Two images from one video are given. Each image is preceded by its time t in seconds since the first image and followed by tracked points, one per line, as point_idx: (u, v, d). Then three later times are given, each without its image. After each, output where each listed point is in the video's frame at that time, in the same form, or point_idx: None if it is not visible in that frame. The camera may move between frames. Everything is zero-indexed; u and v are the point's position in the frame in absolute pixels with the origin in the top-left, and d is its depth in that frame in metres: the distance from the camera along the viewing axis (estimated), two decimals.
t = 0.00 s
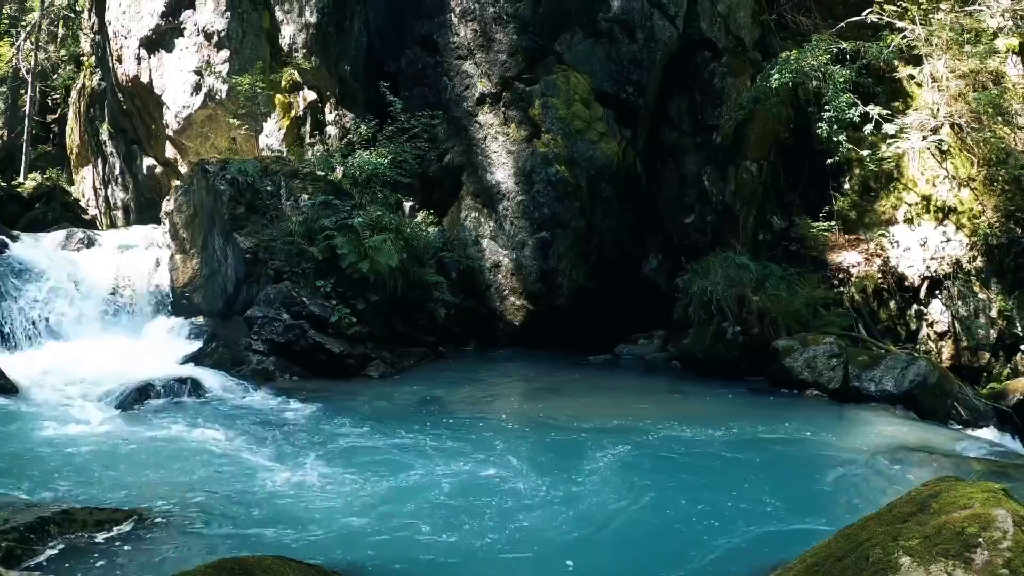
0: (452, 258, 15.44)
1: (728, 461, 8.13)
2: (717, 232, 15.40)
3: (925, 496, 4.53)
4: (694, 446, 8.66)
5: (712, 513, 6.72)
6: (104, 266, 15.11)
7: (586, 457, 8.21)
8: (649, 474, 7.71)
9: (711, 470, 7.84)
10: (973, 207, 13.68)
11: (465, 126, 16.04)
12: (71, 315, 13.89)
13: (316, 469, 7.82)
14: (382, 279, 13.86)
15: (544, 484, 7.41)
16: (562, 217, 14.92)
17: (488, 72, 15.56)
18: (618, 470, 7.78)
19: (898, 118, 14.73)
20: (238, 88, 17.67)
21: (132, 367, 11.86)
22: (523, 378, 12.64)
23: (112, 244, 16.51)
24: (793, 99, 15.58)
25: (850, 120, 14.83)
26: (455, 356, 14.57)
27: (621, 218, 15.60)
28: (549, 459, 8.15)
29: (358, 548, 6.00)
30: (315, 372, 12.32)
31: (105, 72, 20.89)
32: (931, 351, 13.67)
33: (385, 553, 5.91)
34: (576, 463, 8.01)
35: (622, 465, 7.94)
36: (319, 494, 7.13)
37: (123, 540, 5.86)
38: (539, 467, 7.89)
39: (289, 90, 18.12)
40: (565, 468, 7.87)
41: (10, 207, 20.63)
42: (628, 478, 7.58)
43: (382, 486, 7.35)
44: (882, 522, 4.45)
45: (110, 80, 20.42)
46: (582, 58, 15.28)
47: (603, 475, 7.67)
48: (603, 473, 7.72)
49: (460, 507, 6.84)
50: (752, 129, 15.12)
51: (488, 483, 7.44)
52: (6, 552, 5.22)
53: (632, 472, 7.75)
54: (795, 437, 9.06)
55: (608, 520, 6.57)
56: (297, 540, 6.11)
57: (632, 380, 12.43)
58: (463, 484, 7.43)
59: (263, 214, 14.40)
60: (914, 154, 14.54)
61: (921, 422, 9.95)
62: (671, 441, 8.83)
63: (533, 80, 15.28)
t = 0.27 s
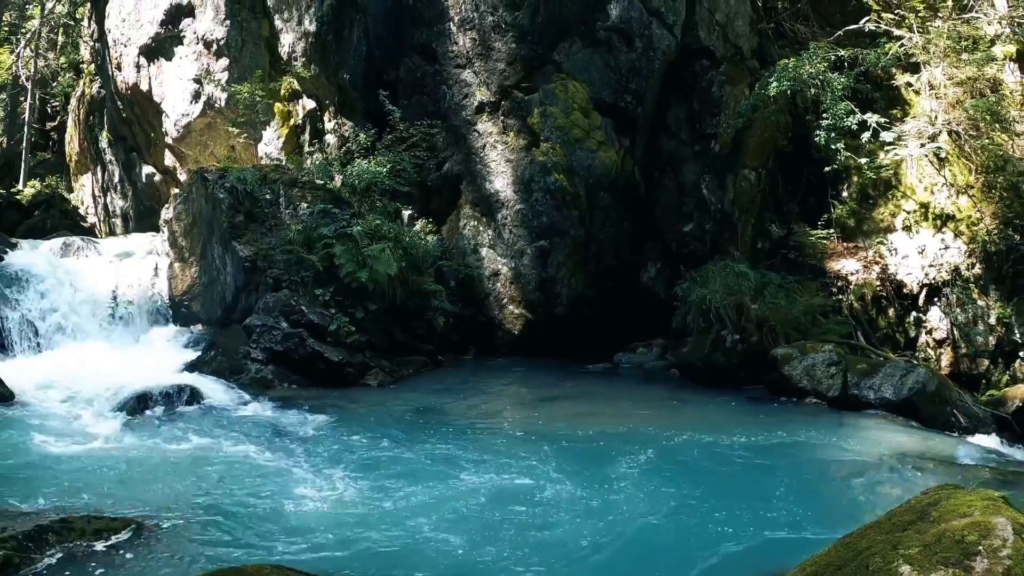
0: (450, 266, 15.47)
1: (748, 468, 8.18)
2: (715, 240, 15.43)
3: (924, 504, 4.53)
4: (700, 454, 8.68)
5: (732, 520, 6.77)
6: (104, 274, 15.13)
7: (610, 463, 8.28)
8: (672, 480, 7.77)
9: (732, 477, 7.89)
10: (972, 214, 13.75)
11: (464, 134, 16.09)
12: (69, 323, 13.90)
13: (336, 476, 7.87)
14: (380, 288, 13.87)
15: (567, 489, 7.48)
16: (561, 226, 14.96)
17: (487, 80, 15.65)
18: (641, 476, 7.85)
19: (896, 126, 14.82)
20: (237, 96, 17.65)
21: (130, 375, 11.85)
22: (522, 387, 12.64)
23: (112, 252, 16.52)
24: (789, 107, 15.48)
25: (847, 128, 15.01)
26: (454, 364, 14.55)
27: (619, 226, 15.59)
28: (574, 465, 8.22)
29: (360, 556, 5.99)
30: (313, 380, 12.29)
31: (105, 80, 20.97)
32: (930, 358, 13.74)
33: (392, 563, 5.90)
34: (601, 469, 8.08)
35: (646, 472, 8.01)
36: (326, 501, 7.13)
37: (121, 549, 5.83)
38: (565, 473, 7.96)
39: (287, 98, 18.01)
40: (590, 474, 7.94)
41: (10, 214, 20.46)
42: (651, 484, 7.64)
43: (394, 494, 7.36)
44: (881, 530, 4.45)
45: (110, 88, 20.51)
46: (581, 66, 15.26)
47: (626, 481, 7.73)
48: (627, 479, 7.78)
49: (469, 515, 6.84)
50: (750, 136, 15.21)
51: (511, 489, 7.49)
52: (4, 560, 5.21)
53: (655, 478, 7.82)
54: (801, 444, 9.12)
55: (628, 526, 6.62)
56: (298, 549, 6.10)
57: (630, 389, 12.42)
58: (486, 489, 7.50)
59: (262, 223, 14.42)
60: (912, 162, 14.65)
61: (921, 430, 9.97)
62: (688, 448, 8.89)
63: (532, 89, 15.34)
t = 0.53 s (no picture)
0: (449, 273, 15.48)
1: (763, 474, 8.18)
2: (713, 246, 15.37)
3: (925, 509, 4.52)
4: (704, 460, 8.69)
5: (749, 525, 6.76)
6: (103, 281, 15.12)
7: (627, 468, 8.30)
8: (689, 486, 7.78)
9: (748, 482, 7.91)
10: (970, 219, 13.75)
11: (463, 141, 16.10)
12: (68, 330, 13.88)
13: (347, 483, 7.86)
14: (379, 295, 13.87)
15: (586, 495, 7.49)
16: (560, 232, 15.00)
17: (485, 87, 15.68)
18: (659, 482, 7.86)
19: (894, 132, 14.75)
20: (236, 102, 17.80)
21: (129, 382, 11.83)
22: (521, 393, 12.63)
23: (111, 258, 16.52)
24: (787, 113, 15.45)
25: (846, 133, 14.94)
26: (453, 371, 14.53)
27: (618, 233, 15.60)
28: (593, 470, 8.25)
29: (362, 562, 5.99)
30: (312, 387, 12.25)
31: (104, 86, 21.02)
32: (929, 363, 13.84)
33: (397, 570, 5.86)
34: (621, 474, 8.10)
35: (663, 477, 8.02)
36: (328, 509, 7.11)
37: (119, 556, 5.80)
38: (583, 478, 7.98)
39: (286, 105, 18.12)
40: (608, 479, 7.96)
41: (10, 220, 20.61)
42: (669, 490, 7.66)
43: (398, 500, 7.34)
44: (881, 535, 4.44)
45: (110, 94, 20.55)
46: (580, 73, 15.34)
47: (645, 486, 7.74)
48: (645, 484, 7.80)
49: (471, 522, 6.82)
50: (749, 142, 15.09)
51: (527, 495, 7.50)
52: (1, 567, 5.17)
53: (673, 484, 7.83)
54: (805, 450, 9.13)
55: (645, 532, 6.62)
56: (298, 555, 6.09)
57: (630, 395, 12.40)
58: (504, 494, 7.52)
59: (261, 229, 14.44)
60: (910, 167, 14.55)
61: (920, 435, 9.98)
62: (701, 453, 8.91)
63: (530, 95, 15.36)
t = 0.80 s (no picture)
0: (448, 280, 15.50)
1: (782, 479, 8.25)
2: (712, 254, 15.43)
3: (924, 516, 4.51)
4: (706, 466, 8.73)
5: (770, 530, 6.81)
6: (102, 288, 15.14)
7: (648, 474, 8.37)
8: (710, 491, 7.85)
9: (766, 487, 7.97)
10: (969, 225, 13.82)
11: (462, 149, 16.13)
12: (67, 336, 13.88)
13: (362, 489, 7.87)
14: (379, 302, 13.87)
15: (599, 500, 7.53)
16: (559, 240, 15.02)
17: (484, 95, 15.74)
18: (680, 487, 7.93)
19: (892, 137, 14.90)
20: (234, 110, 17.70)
21: (128, 389, 11.83)
22: (520, 401, 12.63)
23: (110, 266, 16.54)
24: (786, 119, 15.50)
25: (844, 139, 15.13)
26: (452, 379, 14.50)
27: (617, 241, 15.61)
28: (615, 475, 8.32)
29: (363, 569, 5.99)
30: (312, 396, 12.22)
31: (104, 93, 21.07)
32: (928, 369, 13.80)
33: None
34: (642, 479, 8.18)
35: (674, 483, 8.06)
36: (340, 515, 7.12)
37: (117, 564, 5.78)
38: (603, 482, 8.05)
39: (285, 112, 18.17)
40: (630, 483, 8.03)
41: (8, 226, 20.47)
42: (691, 495, 7.73)
43: (413, 506, 7.37)
44: (880, 542, 4.44)
45: (109, 101, 20.60)
46: (578, 81, 15.34)
47: (668, 491, 7.81)
48: (667, 489, 7.87)
49: (472, 529, 6.82)
50: (748, 149, 15.12)
51: (552, 500, 7.55)
52: None
53: (694, 489, 7.89)
54: (811, 455, 9.14)
55: (667, 538, 6.66)
56: (299, 563, 6.08)
57: (629, 403, 12.39)
58: (529, 498, 7.59)
59: (260, 237, 14.46)
60: (909, 173, 14.70)
61: (920, 441, 9.99)
62: (716, 459, 8.99)
63: (528, 103, 15.38)
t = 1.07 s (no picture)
0: (447, 288, 15.47)
1: (800, 483, 8.33)
2: (710, 260, 15.40)
3: (924, 522, 4.51)
4: (706, 472, 8.72)
5: (772, 537, 6.81)
6: (100, 295, 15.13)
7: (668, 479, 8.44)
8: (730, 495, 7.92)
9: (786, 491, 8.04)
10: (967, 230, 13.94)
11: (460, 156, 16.13)
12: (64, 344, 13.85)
13: (377, 496, 7.91)
14: (378, 310, 13.87)
15: (601, 508, 7.51)
16: (558, 247, 15.02)
17: (482, 102, 15.74)
18: (701, 492, 8.00)
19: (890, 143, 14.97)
20: (234, 117, 17.86)
21: (126, 396, 11.80)
22: (519, 408, 12.60)
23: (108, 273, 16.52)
24: (784, 125, 15.68)
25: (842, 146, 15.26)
26: (452, 387, 14.44)
27: (614, 248, 15.57)
28: (635, 479, 8.39)
29: None
30: (311, 404, 12.19)
31: (103, 100, 21.11)
32: (928, 375, 13.77)
33: None
34: (662, 484, 8.25)
35: (675, 490, 8.06)
36: (353, 521, 7.17)
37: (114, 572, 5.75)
38: (621, 487, 8.10)
39: (284, 120, 18.30)
40: (651, 488, 8.10)
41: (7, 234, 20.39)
42: (702, 500, 7.77)
43: (433, 512, 7.40)
44: (880, 548, 4.43)
45: (108, 108, 20.64)
46: (576, 88, 15.34)
47: (679, 497, 7.85)
48: (687, 494, 7.93)
49: (473, 536, 6.82)
50: (747, 156, 15.37)
51: (562, 506, 7.58)
52: None
53: (714, 493, 7.96)
54: (813, 460, 9.19)
55: (669, 544, 6.65)
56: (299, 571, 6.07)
57: (628, 410, 12.36)
58: (540, 504, 7.63)
59: (259, 244, 14.46)
60: (907, 179, 14.65)
61: (920, 447, 9.98)
62: (731, 464, 9.06)
63: (527, 110, 15.39)
